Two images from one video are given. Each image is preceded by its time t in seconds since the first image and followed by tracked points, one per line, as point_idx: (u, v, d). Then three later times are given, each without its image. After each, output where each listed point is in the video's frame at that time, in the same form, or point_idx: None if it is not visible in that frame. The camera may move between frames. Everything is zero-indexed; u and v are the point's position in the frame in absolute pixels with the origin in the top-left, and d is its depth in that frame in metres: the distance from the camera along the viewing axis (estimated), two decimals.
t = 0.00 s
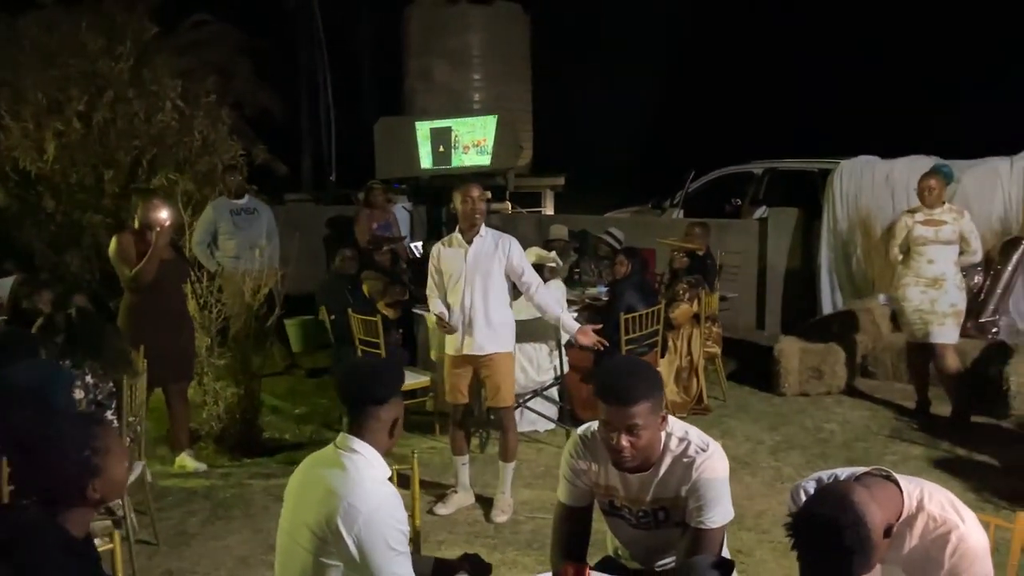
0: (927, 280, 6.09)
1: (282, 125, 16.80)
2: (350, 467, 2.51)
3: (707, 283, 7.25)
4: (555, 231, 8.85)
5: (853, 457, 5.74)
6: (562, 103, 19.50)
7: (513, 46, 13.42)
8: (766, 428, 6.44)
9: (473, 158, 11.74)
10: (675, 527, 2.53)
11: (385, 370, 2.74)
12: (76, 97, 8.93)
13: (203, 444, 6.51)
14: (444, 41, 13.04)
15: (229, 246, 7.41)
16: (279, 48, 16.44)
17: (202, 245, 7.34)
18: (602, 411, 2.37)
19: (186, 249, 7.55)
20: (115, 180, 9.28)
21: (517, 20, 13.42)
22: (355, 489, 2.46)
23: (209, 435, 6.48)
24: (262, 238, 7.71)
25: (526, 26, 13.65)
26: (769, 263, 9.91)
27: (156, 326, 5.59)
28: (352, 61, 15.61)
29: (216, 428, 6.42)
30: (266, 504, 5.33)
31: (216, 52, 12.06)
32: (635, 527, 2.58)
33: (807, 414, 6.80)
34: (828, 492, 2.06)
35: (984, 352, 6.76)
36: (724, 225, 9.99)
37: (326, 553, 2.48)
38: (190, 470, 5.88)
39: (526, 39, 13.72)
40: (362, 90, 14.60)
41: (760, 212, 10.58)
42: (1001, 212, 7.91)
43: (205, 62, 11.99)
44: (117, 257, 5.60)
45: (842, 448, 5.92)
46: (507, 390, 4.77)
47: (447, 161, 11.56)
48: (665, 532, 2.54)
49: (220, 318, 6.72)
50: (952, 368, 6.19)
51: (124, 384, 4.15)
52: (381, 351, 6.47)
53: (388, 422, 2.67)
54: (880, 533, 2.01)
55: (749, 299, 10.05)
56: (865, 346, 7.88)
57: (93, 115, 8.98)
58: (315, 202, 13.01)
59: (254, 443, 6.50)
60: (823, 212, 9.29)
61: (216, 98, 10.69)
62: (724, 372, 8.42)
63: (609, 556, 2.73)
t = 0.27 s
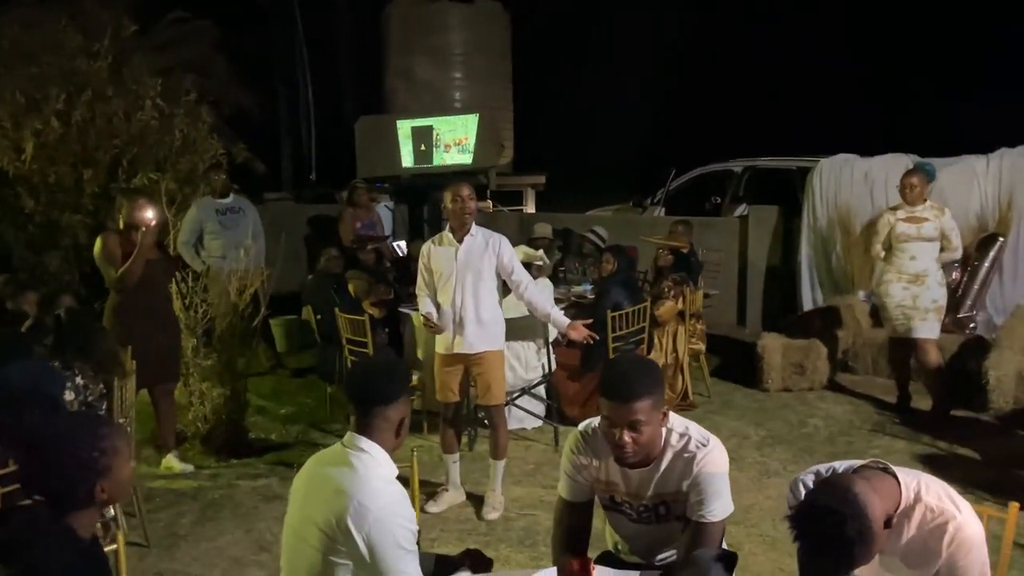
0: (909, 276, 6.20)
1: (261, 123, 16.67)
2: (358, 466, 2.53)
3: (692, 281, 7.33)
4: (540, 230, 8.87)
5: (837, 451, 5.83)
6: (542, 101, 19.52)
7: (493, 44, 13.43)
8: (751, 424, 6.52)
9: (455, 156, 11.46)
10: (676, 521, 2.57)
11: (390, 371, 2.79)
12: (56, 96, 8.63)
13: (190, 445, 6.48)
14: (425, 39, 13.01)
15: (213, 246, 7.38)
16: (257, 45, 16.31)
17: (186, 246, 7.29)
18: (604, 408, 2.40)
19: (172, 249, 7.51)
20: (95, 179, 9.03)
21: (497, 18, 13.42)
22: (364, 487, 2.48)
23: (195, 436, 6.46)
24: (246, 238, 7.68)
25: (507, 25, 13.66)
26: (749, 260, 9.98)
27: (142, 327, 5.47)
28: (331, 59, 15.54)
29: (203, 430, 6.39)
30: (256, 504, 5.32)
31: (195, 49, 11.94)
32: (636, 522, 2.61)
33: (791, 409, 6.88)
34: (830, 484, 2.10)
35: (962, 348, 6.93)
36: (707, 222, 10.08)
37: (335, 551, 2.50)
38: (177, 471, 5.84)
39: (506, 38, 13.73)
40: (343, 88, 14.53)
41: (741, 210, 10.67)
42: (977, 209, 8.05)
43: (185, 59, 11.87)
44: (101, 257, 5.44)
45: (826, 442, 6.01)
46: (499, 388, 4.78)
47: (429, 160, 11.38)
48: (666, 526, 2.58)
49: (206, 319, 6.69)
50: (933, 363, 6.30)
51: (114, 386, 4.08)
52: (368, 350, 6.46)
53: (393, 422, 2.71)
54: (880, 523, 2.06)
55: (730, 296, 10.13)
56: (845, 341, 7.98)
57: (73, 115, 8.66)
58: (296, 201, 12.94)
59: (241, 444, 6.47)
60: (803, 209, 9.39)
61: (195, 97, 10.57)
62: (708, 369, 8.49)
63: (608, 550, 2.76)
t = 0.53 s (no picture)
0: (898, 272, 6.26)
1: (246, 121, 16.56)
2: (362, 464, 2.54)
3: (682, 277, 7.39)
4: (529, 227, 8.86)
5: (827, 446, 5.88)
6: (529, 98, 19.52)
7: (480, 42, 13.41)
8: (741, 420, 6.56)
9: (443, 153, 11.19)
10: (677, 516, 2.59)
11: (393, 369, 2.81)
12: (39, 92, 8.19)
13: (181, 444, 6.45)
14: (412, 36, 12.97)
15: (202, 244, 7.34)
16: (242, 43, 16.22)
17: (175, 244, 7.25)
18: (609, 404, 2.41)
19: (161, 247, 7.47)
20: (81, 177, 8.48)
21: (484, 15, 13.40)
22: (367, 485, 2.49)
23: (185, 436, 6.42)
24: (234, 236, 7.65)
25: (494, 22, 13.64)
26: (737, 257, 10.03)
27: (130, 326, 5.37)
28: (317, 56, 15.47)
29: (193, 430, 6.35)
30: (249, 503, 5.31)
31: (182, 46, 11.84)
32: (638, 518, 2.63)
33: (781, 405, 6.93)
34: (833, 478, 2.12)
35: (948, 343, 7.06)
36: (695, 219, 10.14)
37: (340, 549, 2.50)
38: (168, 471, 5.80)
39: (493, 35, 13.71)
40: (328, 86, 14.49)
41: (728, 208, 10.72)
42: (963, 205, 8.14)
43: (171, 56, 11.77)
44: (90, 255, 5.34)
45: (816, 437, 6.06)
46: (493, 385, 4.79)
47: (416, 158, 11.11)
48: (668, 521, 2.59)
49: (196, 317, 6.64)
50: (920, 358, 6.37)
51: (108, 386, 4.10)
52: (360, 349, 6.44)
53: (395, 419, 2.72)
54: (882, 516, 2.08)
55: (718, 293, 10.18)
56: (833, 337, 8.04)
57: (58, 112, 8.19)
58: (283, 200, 12.88)
59: (232, 444, 6.44)
60: (791, 206, 9.46)
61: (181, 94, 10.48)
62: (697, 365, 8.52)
63: (609, 546, 2.77)
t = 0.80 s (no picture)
0: (893, 267, 6.28)
1: (237, 118, 16.46)
2: (362, 461, 2.51)
3: (678, 273, 7.40)
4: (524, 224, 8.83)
5: (824, 441, 5.88)
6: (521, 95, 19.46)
7: (472, 39, 13.36)
8: (737, 415, 6.56)
9: (435, 150, 11.05)
10: (682, 512, 2.58)
11: (393, 365, 2.79)
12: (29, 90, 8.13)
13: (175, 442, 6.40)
14: (403, 32, 12.91)
15: (195, 241, 7.26)
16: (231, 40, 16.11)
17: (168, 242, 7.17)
18: (614, 400, 2.40)
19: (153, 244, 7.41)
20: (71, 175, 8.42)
21: (476, 12, 13.34)
22: (369, 482, 2.46)
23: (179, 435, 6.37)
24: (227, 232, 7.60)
25: (485, 19, 13.59)
26: (731, 253, 10.03)
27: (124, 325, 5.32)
28: (308, 53, 15.38)
29: (186, 428, 6.31)
30: (245, 502, 5.27)
31: (172, 43, 11.74)
32: (642, 514, 2.62)
33: (776, 401, 6.94)
34: (842, 473, 2.12)
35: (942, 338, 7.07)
36: (688, 215, 10.14)
37: (341, 547, 2.48)
38: (163, 470, 5.75)
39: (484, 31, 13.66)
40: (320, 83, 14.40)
41: (721, 203, 10.72)
42: (955, 201, 8.17)
43: (161, 53, 11.68)
44: (84, 253, 5.29)
45: (812, 432, 6.06)
46: (492, 380, 4.82)
47: (409, 155, 11.05)
48: (672, 517, 2.59)
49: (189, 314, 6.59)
50: (915, 353, 6.39)
51: (103, 384, 4.07)
52: (355, 347, 6.42)
53: (396, 416, 2.70)
54: (890, 511, 2.08)
55: (711, 289, 10.18)
56: (826, 333, 8.05)
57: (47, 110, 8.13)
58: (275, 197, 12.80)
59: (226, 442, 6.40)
60: (784, 201, 9.47)
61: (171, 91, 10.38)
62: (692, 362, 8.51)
63: (612, 542, 2.76)
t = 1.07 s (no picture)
0: (896, 260, 6.25)
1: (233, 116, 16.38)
2: (370, 458, 2.48)
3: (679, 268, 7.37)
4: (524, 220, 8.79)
5: (828, 435, 5.86)
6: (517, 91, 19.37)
7: (470, 35, 13.30)
8: (741, 410, 6.54)
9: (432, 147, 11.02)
10: (695, 507, 2.56)
11: (399, 361, 2.76)
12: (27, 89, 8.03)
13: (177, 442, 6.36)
14: (400, 29, 12.85)
15: (192, 239, 7.22)
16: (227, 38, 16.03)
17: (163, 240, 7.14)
18: (627, 394, 2.37)
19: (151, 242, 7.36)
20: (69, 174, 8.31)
21: (473, 7, 13.28)
22: (377, 479, 2.42)
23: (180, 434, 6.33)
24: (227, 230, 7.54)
25: (483, 15, 13.53)
26: (730, 248, 10.00)
27: (124, 324, 5.28)
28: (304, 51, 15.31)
29: (187, 428, 6.27)
30: (248, 501, 5.24)
31: (166, 40, 11.63)
32: (655, 509, 2.59)
33: (779, 394, 6.92)
34: (861, 465, 2.09)
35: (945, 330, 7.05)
36: (688, 210, 10.11)
37: (349, 545, 2.44)
38: (164, 469, 5.73)
39: (482, 27, 13.60)
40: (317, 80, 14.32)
41: (721, 198, 10.68)
42: (957, 193, 8.15)
43: (157, 51, 11.60)
44: (83, 253, 5.25)
45: (817, 426, 6.04)
46: (491, 375, 4.81)
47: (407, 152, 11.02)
48: (685, 513, 2.56)
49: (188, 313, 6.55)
50: (919, 345, 6.37)
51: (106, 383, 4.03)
52: (357, 344, 6.39)
53: (402, 412, 2.68)
54: (911, 503, 2.06)
55: (711, 283, 10.15)
56: (829, 326, 8.03)
57: (42, 108, 8.02)
58: (272, 195, 12.73)
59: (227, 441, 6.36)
60: (784, 195, 9.46)
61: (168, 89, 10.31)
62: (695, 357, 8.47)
63: (624, 538, 2.74)
